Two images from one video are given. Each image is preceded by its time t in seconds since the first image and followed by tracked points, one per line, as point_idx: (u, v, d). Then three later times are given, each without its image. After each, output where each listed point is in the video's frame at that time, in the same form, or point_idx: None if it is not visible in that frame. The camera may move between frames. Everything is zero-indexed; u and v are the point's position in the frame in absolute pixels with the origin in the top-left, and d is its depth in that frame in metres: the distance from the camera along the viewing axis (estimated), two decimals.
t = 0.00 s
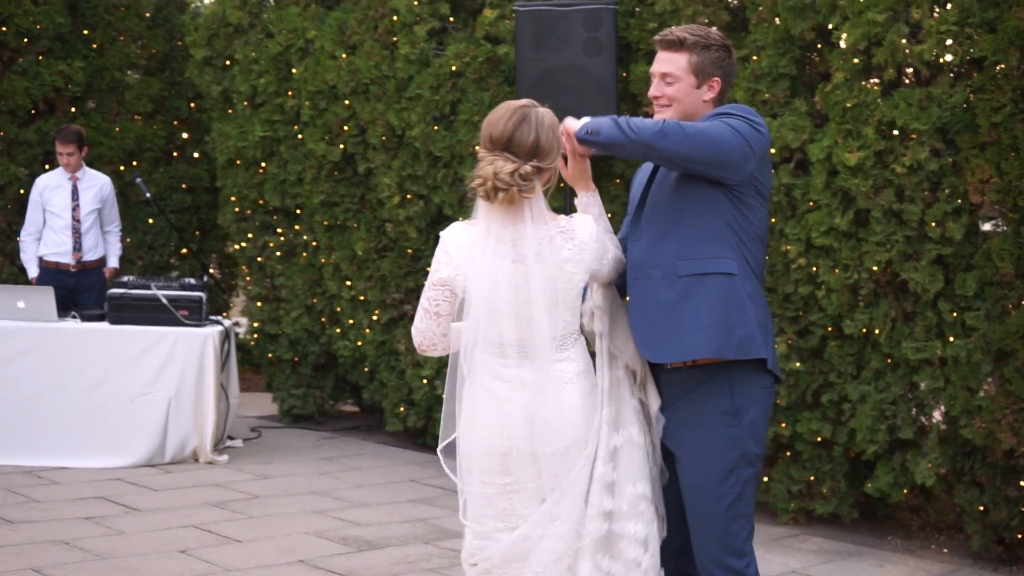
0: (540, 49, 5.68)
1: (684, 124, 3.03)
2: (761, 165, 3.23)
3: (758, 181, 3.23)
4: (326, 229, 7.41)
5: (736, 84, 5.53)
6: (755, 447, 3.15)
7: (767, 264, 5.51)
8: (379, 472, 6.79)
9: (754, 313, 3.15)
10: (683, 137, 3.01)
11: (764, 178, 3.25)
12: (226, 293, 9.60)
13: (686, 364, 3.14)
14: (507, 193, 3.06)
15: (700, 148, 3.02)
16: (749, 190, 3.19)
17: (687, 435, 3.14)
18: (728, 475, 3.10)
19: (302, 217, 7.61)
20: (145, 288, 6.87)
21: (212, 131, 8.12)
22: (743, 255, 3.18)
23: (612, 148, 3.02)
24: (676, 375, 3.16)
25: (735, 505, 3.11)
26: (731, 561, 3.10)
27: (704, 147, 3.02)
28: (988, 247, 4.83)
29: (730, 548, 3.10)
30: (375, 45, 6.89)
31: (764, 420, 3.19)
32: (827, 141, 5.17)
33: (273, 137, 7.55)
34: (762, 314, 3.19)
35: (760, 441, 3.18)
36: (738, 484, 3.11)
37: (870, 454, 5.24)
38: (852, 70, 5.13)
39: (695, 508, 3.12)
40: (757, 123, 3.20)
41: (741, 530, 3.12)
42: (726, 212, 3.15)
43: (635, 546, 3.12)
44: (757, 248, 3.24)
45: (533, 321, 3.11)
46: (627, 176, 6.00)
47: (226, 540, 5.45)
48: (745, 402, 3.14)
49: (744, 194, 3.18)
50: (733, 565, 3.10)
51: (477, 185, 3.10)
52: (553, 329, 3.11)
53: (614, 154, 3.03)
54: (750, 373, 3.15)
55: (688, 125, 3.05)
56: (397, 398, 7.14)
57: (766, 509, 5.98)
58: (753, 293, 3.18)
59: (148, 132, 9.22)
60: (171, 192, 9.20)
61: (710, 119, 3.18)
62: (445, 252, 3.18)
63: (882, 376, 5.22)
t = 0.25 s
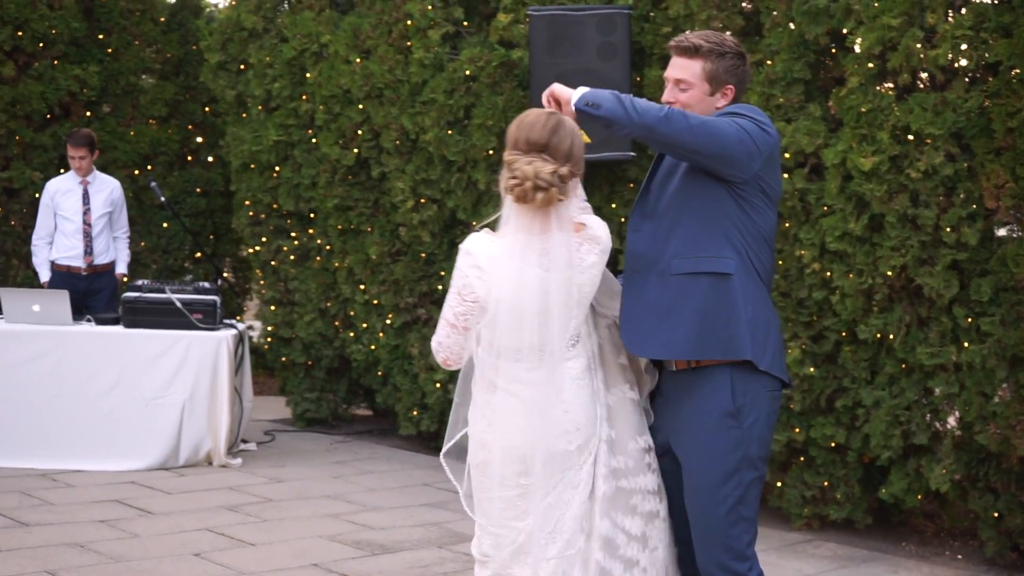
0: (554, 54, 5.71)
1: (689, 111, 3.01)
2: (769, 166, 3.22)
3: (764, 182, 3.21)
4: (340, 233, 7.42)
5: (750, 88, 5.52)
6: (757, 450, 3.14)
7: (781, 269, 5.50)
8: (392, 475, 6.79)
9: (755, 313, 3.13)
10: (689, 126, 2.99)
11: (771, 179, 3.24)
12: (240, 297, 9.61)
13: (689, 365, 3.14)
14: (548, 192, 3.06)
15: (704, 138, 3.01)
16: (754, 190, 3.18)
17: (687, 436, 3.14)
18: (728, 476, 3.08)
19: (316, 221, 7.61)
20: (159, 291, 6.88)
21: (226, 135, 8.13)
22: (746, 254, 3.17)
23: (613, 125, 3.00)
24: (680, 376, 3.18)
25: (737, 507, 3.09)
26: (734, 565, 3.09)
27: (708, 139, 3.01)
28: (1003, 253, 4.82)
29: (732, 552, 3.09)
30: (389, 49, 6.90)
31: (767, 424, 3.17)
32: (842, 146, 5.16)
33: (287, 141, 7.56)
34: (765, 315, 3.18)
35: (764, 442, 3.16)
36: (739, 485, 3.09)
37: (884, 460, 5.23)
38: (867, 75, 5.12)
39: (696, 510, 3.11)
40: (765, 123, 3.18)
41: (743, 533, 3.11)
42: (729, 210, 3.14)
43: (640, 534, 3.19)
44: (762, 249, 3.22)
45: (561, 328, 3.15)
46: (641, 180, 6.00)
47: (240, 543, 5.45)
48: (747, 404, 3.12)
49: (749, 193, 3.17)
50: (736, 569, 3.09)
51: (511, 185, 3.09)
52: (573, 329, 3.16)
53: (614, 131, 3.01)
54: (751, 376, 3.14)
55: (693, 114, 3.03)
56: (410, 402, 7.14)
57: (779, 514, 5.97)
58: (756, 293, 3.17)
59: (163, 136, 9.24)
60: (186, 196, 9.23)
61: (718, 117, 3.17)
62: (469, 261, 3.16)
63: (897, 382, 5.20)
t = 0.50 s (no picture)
0: (567, 58, 5.69)
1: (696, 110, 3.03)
2: (777, 170, 3.22)
3: (773, 186, 3.22)
4: (353, 236, 7.43)
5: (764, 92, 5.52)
6: (762, 452, 3.13)
7: (794, 273, 5.49)
8: (405, 479, 6.80)
9: (762, 315, 3.15)
10: (695, 124, 3.00)
11: (780, 183, 3.24)
12: (253, 301, 9.63)
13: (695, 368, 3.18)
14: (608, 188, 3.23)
15: (711, 137, 3.02)
16: (760, 193, 3.18)
17: (691, 438, 3.16)
18: (730, 478, 3.09)
19: (329, 224, 7.62)
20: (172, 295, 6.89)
21: (239, 139, 8.15)
22: (752, 257, 3.18)
23: (616, 124, 3.03)
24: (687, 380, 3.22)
25: (740, 509, 3.09)
26: (738, 568, 3.08)
27: (716, 138, 3.02)
28: (1018, 257, 4.81)
29: (736, 555, 3.08)
30: (403, 53, 6.91)
31: (772, 427, 3.16)
32: (856, 150, 5.15)
33: (300, 144, 7.57)
34: (773, 319, 3.18)
35: (771, 444, 3.15)
36: (743, 487, 3.09)
37: (898, 464, 5.22)
38: (881, 79, 5.11)
39: (701, 514, 3.12)
40: (773, 126, 3.19)
41: (748, 536, 3.09)
42: (735, 213, 3.16)
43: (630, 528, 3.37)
44: (771, 253, 3.22)
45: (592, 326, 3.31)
46: (655, 184, 6.00)
47: (253, 546, 5.46)
48: (750, 406, 3.12)
49: (755, 196, 3.18)
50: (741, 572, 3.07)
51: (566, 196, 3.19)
52: (587, 337, 3.31)
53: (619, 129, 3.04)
54: (756, 378, 3.14)
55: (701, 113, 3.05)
56: (423, 405, 7.14)
57: (793, 519, 5.96)
58: (762, 295, 3.18)
59: (177, 140, 9.26)
60: (199, 200, 9.25)
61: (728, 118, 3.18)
62: (508, 276, 3.24)
63: (911, 386, 5.19)
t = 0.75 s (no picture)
0: (582, 61, 5.67)
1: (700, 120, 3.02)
2: (788, 172, 3.21)
3: (783, 189, 3.21)
4: (368, 239, 7.44)
5: (779, 96, 5.52)
6: (767, 455, 3.11)
7: (810, 277, 5.49)
8: (419, 482, 6.80)
9: (770, 319, 3.14)
10: (700, 134, 2.99)
11: (792, 187, 3.23)
12: (267, 303, 9.65)
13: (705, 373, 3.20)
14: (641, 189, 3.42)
15: (718, 147, 3.01)
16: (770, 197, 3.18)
17: (700, 442, 3.17)
18: (734, 481, 3.09)
19: (344, 227, 7.63)
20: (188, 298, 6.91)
21: (254, 141, 8.16)
22: (763, 262, 3.17)
23: (620, 141, 3.00)
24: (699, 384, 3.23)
25: (743, 512, 3.08)
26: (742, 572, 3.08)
27: (722, 146, 3.01)
28: None
29: (740, 558, 3.08)
30: (417, 56, 6.93)
31: (780, 428, 3.13)
32: (872, 154, 5.14)
33: (315, 147, 7.58)
34: (782, 321, 3.17)
35: (780, 447, 3.14)
36: (748, 490, 3.09)
37: (914, 468, 5.21)
38: (897, 83, 5.10)
39: (709, 517, 3.13)
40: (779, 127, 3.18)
41: (753, 539, 3.09)
42: (744, 218, 3.16)
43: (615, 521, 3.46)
44: (783, 255, 3.22)
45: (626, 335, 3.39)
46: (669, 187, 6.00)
47: (268, 548, 5.47)
48: (756, 408, 3.11)
49: (764, 202, 3.17)
50: None
51: (617, 202, 3.27)
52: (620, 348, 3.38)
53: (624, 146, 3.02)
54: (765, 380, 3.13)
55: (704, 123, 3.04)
56: (437, 408, 7.14)
57: (808, 523, 5.95)
58: (773, 299, 3.18)
59: (192, 143, 9.28)
60: (214, 203, 9.28)
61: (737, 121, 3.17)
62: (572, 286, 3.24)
63: (926, 390, 5.18)
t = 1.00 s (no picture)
0: (595, 63, 5.67)
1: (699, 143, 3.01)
2: (793, 178, 3.18)
3: (790, 195, 3.18)
4: (380, 241, 7.44)
5: (792, 98, 5.51)
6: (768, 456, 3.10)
7: (822, 279, 5.48)
8: (430, 483, 6.80)
9: (778, 326, 3.12)
10: (703, 157, 2.97)
11: (799, 192, 3.21)
12: (279, 305, 9.66)
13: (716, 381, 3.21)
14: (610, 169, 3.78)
15: (722, 166, 2.99)
16: (778, 204, 3.15)
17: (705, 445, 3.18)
18: (732, 484, 3.09)
19: (355, 229, 7.63)
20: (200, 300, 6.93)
21: (266, 143, 8.17)
22: (773, 269, 3.14)
23: (628, 179, 3.00)
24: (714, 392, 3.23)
25: (740, 514, 3.09)
26: None
27: (725, 164, 3.00)
28: None
29: (737, 562, 3.09)
30: (429, 58, 6.93)
31: (782, 429, 3.12)
32: (885, 156, 5.13)
33: (327, 149, 7.58)
34: (791, 328, 3.15)
35: (783, 451, 3.12)
36: (745, 494, 3.09)
37: (927, 471, 5.20)
38: (910, 84, 5.09)
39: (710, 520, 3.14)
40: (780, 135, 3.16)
41: (750, 543, 3.09)
42: (752, 227, 3.14)
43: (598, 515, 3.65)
44: (793, 263, 3.19)
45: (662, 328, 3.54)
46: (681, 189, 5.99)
47: (280, 550, 5.47)
48: (756, 413, 3.11)
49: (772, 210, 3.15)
50: None
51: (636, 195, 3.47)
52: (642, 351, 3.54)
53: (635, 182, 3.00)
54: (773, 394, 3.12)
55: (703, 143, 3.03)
56: (449, 410, 7.14)
57: (820, 525, 5.95)
58: (783, 307, 3.16)
59: (204, 144, 9.29)
60: (226, 204, 9.30)
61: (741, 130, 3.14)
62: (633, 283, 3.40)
63: (940, 393, 5.17)
